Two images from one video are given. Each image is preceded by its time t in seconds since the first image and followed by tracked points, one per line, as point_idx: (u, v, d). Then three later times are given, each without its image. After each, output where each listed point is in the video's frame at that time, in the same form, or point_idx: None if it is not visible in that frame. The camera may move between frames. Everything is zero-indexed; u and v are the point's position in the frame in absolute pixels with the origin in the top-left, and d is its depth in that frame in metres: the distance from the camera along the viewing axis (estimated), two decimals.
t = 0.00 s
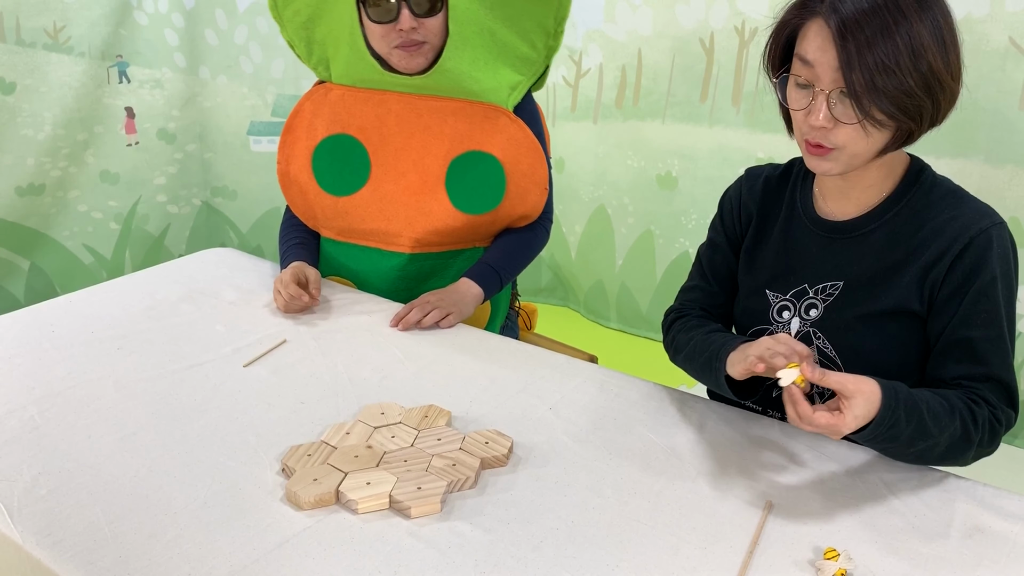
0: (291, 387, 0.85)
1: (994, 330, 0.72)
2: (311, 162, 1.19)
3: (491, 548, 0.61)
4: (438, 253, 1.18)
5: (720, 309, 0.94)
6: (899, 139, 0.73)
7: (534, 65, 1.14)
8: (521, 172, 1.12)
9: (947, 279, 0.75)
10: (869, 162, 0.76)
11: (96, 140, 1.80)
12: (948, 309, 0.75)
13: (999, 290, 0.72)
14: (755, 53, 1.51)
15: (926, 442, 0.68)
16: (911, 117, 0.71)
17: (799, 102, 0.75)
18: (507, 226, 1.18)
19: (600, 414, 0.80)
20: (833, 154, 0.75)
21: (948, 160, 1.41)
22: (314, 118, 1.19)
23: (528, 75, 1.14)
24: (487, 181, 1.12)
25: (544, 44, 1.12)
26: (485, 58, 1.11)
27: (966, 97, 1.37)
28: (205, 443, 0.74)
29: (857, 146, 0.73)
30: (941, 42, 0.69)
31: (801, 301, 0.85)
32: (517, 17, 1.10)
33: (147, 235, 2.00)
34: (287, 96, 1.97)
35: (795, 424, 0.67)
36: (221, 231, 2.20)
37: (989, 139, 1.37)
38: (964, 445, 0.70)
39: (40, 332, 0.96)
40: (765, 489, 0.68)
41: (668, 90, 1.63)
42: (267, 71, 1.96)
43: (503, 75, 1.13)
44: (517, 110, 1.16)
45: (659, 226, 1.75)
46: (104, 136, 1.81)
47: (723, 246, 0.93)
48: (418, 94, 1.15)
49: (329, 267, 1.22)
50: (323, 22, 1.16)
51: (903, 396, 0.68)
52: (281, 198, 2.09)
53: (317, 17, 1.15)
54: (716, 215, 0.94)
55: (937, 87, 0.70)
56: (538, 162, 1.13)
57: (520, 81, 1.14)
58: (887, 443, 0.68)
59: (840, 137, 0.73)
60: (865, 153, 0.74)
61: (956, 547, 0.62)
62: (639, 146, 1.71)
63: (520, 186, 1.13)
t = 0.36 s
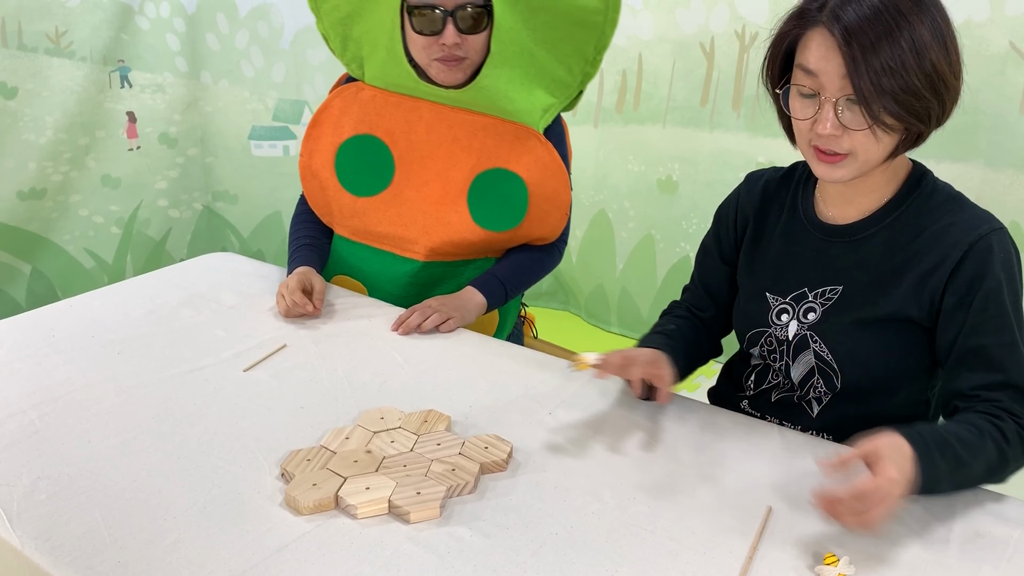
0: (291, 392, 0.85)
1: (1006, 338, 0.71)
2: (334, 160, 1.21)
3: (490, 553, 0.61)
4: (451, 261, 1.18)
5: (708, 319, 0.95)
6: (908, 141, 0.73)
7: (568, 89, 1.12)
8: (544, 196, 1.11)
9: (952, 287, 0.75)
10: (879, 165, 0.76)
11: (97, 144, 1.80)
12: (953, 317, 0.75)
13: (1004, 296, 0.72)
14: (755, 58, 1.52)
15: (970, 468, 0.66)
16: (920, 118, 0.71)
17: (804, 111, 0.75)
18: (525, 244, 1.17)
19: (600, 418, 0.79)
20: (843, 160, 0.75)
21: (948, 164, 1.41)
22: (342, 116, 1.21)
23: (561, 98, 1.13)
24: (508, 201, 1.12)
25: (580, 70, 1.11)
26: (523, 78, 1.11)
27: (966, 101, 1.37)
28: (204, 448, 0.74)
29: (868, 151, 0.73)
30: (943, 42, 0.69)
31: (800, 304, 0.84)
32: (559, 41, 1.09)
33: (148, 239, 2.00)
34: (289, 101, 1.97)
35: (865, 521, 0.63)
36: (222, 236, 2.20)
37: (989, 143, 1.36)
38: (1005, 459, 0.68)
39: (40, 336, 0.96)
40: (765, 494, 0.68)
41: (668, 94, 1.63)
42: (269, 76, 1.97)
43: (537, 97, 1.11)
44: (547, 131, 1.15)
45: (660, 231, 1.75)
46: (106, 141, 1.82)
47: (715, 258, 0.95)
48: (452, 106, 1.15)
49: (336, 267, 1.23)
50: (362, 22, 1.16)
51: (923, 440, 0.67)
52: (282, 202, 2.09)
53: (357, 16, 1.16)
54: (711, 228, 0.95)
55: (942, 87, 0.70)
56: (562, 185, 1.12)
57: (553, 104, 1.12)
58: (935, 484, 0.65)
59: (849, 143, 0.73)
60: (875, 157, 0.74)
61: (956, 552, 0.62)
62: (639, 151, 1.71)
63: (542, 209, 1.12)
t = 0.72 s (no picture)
0: (295, 393, 0.85)
1: (998, 328, 0.69)
2: (338, 162, 1.21)
3: (494, 554, 0.61)
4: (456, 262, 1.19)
5: (705, 310, 0.97)
6: (896, 148, 0.72)
7: (570, 90, 1.12)
8: (546, 196, 1.11)
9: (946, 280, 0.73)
10: (870, 170, 0.75)
11: (102, 146, 1.81)
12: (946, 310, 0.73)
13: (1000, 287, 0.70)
14: (758, 59, 1.52)
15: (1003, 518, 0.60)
16: (902, 126, 0.70)
17: (795, 110, 0.76)
18: (529, 244, 1.17)
19: (604, 420, 0.79)
20: (828, 161, 0.75)
21: (952, 166, 1.41)
22: (345, 120, 1.21)
23: (563, 99, 1.13)
24: (510, 204, 1.12)
25: (583, 71, 1.11)
26: (524, 79, 1.11)
27: (970, 103, 1.37)
28: (209, 449, 0.74)
29: (851, 154, 0.73)
30: (933, 52, 0.68)
31: (803, 307, 0.84)
32: (559, 42, 1.09)
33: (152, 241, 2.00)
34: (291, 101, 1.98)
35: None
36: (226, 237, 2.20)
37: (993, 145, 1.36)
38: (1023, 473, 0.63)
39: (45, 337, 0.96)
40: (769, 495, 0.68)
41: (671, 96, 1.63)
42: (272, 78, 1.97)
43: (539, 99, 1.11)
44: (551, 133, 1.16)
45: (663, 232, 1.75)
46: (110, 143, 1.82)
47: (716, 254, 0.96)
48: (454, 109, 1.15)
49: (340, 269, 1.23)
50: (363, 25, 1.15)
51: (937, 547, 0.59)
52: (286, 203, 2.10)
53: (358, 19, 1.15)
54: (718, 225, 0.96)
55: (931, 96, 0.69)
56: (564, 187, 1.11)
57: (555, 105, 1.12)
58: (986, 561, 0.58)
59: (832, 144, 0.73)
60: (860, 161, 0.73)
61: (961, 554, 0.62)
62: (642, 152, 1.71)
63: (543, 211, 1.12)
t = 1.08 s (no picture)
0: (300, 392, 0.85)
1: (1002, 334, 0.68)
2: (319, 176, 1.19)
3: (499, 553, 0.61)
4: (448, 261, 1.19)
5: (686, 296, 0.99)
6: (853, 153, 0.72)
7: (535, 69, 1.13)
8: (526, 178, 1.13)
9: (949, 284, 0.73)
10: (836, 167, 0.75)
11: (106, 145, 1.81)
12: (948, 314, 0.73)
13: (1004, 294, 0.70)
14: (763, 58, 1.51)
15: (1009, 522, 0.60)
16: (852, 133, 0.69)
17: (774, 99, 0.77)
18: (515, 230, 1.17)
19: (608, 419, 0.79)
20: (792, 151, 0.76)
21: (957, 166, 1.41)
22: (320, 131, 1.19)
23: (530, 80, 1.14)
24: (492, 190, 1.13)
25: (545, 49, 1.12)
26: (485, 69, 1.11)
27: (975, 102, 1.36)
28: (214, 448, 0.74)
29: (808, 149, 0.74)
30: (893, 64, 0.66)
31: (804, 308, 0.84)
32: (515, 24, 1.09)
33: (156, 240, 2.00)
34: (295, 101, 1.98)
35: None
36: (230, 237, 2.21)
37: (998, 145, 1.36)
38: None
39: (50, 337, 0.96)
40: (774, 495, 0.68)
41: (675, 95, 1.63)
42: (276, 77, 1.97)
43: (504, 82, 1.12)
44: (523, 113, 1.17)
45: (667, 232, 1.75)
46: (114, 142, 1.83)
47: (711, 244, 0.98)
48: (422, 104, 1.15)
49: (341, 274, 1.24)
50: (323, 39, 1.14)
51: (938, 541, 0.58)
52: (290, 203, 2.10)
53: (316, 33, 1.14)
54: (716, 219, 0.98)
55: (884, 111, 0.67)
56: (543, 169, 1.13)
57: (523, 87, 1.13)
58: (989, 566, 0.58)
59: (797, 138, 0.74)
60: (818, 158, 0.74)
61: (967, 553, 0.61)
62: (647, 152, 1.71)
63: (525, 194, 1.13)
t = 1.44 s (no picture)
0: (305, 392, 0.85)
1: (1007, 334, 0.68)
2: (317, 185, 1.18)
3: (504, 553, 0.61)
4: (447, 257, 1.17)
5: (679, 287, 0.99)
6: (856, 153, 0.71)
7: (519, 68, 1.15)
8: (519, 164, 1.15)
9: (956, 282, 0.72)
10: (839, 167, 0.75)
11: (111, 146, 1.82)
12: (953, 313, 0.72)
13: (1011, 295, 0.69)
14: (768, 59, 1.51)
15: (967, 500, 0.61)
16: (855, 133, 0.69)
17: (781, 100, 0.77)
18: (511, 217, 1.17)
19: (612, 419, 0.79)
20: (797, 150, 0.76)
21: (962, 166, 1.40)
22: (313, 140, 1.18)
23: (514, 79, 1.15)
24: (486, 177, 1.15)
25: (527, 48, 1.13)
26: (464, 70, 1.13)
27: (980, 103, 1.36)
28: (219, 448, 0.75)
29: (812, 148, 0.74)
30: (898, 65, 0.66)
31: (810, 308, 0.84)
32: (494, 26, 1.10)
33: (161, 240, 2.01)
34: (300, 102, 1.98)
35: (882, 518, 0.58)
36: (234, 237, 2.21)
37: (1004, 146, 1.35)
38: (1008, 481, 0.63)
39: (56, 337, 0.97)
40: (779, 496, 0.68)
41: (679, 95, 1.63)
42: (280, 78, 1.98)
43: (485, 82, 1.14)
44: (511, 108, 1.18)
45: (671, 232, 1.75)
46: (119, 143, 1.83)
47: (712, 245, 0.98)
48: (409, 103, 1.15)
49: (345, 272, 1.23)
50: (306, 52, 1.13)
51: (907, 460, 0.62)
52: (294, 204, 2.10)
53: (299, 46, 1.12)
54: (719, 213, 0.98)
55: (887, 111, 0.67)
56: (534, 153, 1.15)
57: (506, 86, 1.15)
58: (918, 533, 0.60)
59: (801, 138, 0.74)
60: (821, 158, 0.74)
61: (972, 555, 0.61)
62: (651, 153, 1.71)
63: (519, 179, 1.15)
